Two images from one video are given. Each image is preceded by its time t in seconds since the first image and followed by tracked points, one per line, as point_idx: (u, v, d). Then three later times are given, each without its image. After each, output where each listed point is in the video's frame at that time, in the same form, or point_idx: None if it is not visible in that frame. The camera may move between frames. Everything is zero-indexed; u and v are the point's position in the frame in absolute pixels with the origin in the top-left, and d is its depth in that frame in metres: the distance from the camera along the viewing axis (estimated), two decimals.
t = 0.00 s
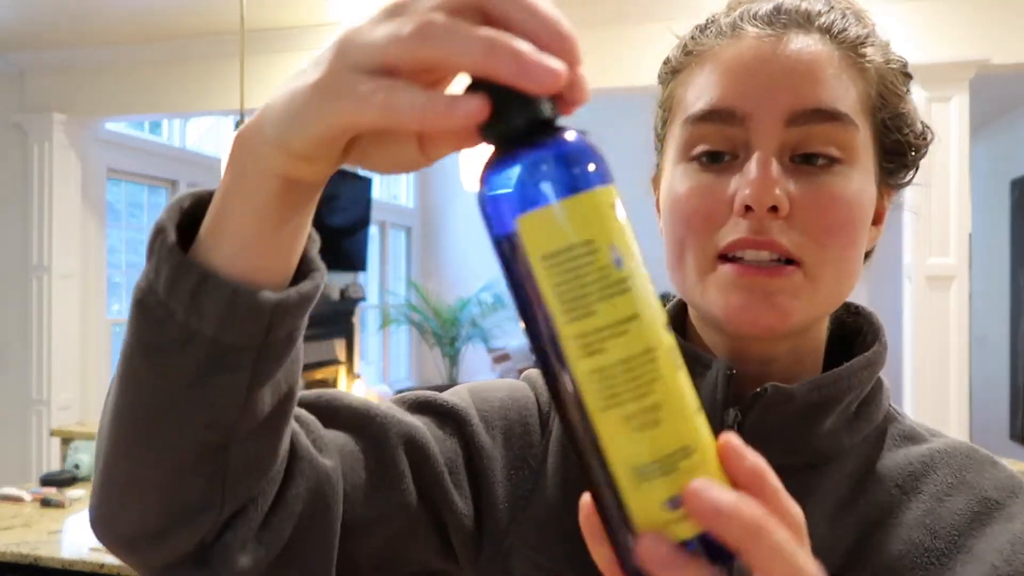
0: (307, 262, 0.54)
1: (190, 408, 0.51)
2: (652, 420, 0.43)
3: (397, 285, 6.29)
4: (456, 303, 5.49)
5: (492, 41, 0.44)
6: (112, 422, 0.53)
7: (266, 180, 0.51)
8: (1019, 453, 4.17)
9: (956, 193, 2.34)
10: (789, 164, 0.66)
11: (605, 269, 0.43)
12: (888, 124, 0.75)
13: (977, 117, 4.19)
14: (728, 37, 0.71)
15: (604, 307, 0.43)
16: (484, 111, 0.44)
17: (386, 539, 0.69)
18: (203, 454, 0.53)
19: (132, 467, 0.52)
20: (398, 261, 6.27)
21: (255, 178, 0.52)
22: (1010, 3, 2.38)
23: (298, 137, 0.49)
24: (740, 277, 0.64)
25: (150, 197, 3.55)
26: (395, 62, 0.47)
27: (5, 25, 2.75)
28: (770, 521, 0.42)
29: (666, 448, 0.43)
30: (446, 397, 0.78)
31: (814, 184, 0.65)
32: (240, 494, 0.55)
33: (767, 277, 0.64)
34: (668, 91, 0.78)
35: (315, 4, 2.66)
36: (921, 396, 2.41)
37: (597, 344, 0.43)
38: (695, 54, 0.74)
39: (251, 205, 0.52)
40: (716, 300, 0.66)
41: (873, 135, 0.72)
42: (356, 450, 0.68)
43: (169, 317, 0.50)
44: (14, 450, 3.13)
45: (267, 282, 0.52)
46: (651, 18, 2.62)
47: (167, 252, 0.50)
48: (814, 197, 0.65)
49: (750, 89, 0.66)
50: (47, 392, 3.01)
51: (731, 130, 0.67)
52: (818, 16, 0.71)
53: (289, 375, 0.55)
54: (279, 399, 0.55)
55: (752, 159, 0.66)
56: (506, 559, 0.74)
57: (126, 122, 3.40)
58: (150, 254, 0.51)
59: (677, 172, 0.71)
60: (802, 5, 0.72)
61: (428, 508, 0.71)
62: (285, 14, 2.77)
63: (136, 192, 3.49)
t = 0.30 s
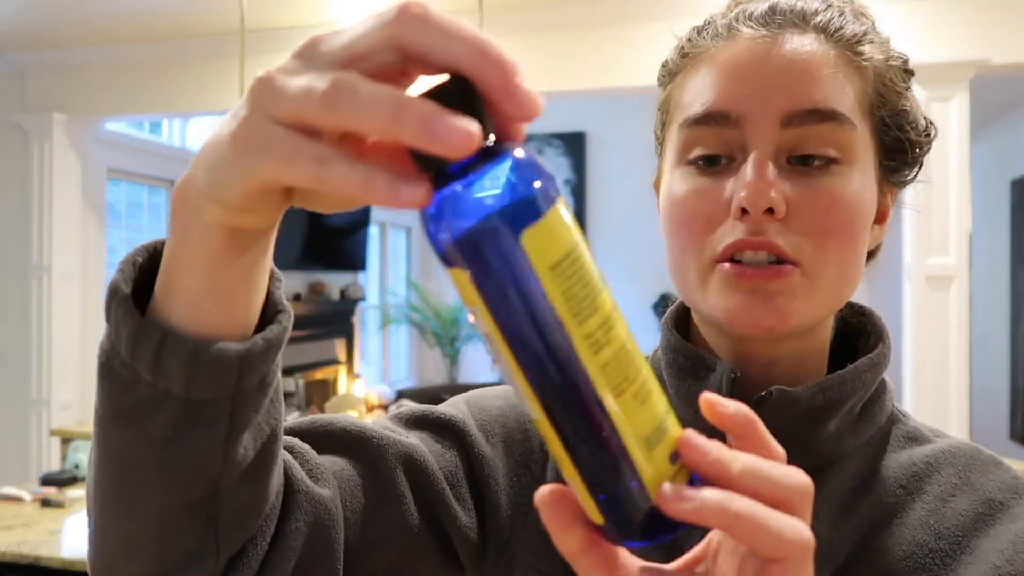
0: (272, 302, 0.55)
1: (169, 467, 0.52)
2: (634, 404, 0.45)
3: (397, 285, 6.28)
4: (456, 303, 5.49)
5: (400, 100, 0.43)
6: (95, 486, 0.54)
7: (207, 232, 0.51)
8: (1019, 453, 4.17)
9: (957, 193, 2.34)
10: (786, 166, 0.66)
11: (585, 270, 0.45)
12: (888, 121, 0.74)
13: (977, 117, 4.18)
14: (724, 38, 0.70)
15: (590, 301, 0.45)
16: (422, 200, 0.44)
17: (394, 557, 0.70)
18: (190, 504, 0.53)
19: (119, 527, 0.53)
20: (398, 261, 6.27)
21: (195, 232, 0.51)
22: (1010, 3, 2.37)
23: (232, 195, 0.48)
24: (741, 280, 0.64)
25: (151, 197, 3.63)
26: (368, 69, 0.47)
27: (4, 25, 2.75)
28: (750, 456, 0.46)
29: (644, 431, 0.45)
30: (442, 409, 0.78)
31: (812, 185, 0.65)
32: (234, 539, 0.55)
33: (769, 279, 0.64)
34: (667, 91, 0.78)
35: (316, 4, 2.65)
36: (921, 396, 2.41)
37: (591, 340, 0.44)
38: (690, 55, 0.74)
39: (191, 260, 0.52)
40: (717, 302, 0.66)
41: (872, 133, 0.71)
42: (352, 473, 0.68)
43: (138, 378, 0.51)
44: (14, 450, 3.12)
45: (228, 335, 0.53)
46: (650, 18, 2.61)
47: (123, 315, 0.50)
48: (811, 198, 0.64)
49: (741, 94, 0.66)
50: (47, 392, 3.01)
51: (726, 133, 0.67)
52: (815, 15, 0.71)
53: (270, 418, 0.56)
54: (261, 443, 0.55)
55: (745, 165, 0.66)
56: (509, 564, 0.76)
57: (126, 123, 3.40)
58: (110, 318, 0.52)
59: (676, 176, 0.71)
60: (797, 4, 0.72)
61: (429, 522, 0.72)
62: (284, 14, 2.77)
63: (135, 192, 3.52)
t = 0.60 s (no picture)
0: (296, 303, 0.55)
1: (185, 462, 0.52)
2: (603, 446, 0.45)
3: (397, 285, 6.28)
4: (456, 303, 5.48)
5: (420, 114, 0.43)
6: (113, 476, 0.53)
7: (233, 244, 0.51)
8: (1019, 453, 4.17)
9: (956, 194, 2.34)
10: (778, 175, 0.65)
11: (573, 315, 0.44)
12: (884, 124, 0.73)
13: (977, 117, 4.18)
14: (715, 46, 0.70)
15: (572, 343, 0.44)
16: (439, 208, 0.44)
17: (399, 557, 0.70)
18: (204, 500, 0.53)
19: (132, 521, 0.52)
20: (398, 262, 6.27)
21: (224, 244, 0.51)
22: (1011, 3, 2.37)
23: (256, 195, 0.49)
24: (733, 292, 0.65)
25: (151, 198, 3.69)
26: (365, 75, 0.47)
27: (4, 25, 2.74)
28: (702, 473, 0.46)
29: (604, 472, 0.45)
30: (447, 411, 0.78)
31: (801, 195, 0.65)
32: (243, 536, 0.55)
33: (760, 292, 0.64)
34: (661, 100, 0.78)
35: (316, 4, 2.65)
36: (920, 397, 2.40)
37: (570, 376, 0.44)
38: (684, 63, 0.73)
39: (215, 274, 0.52)
40: (712, 312, 0.66)
41: (867, 139, 0.71)
42: (356, 473, 0.68)
43: (161, 371, 0.51)
44: (14, 451, 3.12)
45: (254, 332, 0.53)
46: (649, 18, 2.61)
47: (151, 309, 0.51)
48: (803, 207, 0.64)
49: (733, 105, 0.66)
50: (47, 392, 3.01)
51: (717, 143, 0.67)
52: (805, 19, 0.70)
53: (286, 417, 0.56)
54: (276, 442, 0.55)
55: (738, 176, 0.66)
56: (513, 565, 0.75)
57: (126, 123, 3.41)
58: (138, 311, 0.52)
59: (671, 185, 0.71)
60: (788, 8, 0.71)
61: (433, 522, 0.72)
62: (285, 14, 2.77)
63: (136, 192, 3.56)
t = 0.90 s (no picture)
0: (301, 304, 0.55)
1: (193, 463, 0.52)
2: (618, 432, 0.45)
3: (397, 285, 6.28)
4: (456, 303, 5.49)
5: (420, 119, 0.43)
6: (122, 477, 0.53)
7: (238, 248, 0.51)
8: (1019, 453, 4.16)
9: (956, 194, 2.34)
10: (776, 177, 0.65)
11: (579, 305, 0.44)
12: (881, 125, 0.73)
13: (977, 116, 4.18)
14: (713, 49, 0.70)
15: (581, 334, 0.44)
16: (440, 208, 0.44)
17: (402, 557, 0.70)
18: (213, 500, 0.53)
19: (141, 522, 0.52)
20: (398, 262, 6.27)
21: (228, 247, 0.51)
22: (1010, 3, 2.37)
23: (263, 196, 0.49)
24: (727, 295, 0.65)
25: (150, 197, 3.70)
26: (367, 78, 0.47)
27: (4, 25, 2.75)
28: (715, 461, 0.47)
29: (620, 459, 0.45)
30: (449, 411, 0.78)
31: (800, 197, 0.65)
32: (250, 535, 0.55)
33: (755, 297, 0.64)
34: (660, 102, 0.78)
35: (316, 4, 2.65)
36: (920, 396, 2.41)
37: (580, 367, 0.44)
38: (682, 66, 0.73)
39: (220, 276, 0.52)
40: (709, 314, 0.66)
41: (864, 140, 0.71)
42: (361, 474, 0.68)
43: (170, 373, 0.51)
44: (14, 451, 3.12)
45: (257, 333, 0.53)
46: (649, 18, 2.61)
47: (160, 311, 0.51)
48: (800, 208, 0.64)
49: (731, 108, 0.66)
50: (47, 392, 3.00)
51: (715, 145, 0.67)
52: (802, 22, 0.70)
53: (292, 418, 0.56)
54: (283, 442, 0.55)
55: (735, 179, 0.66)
56: (515, 562, 0.75)
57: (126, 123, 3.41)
58: (145, 313, 0.52)
59: (670, 187, 0.71)
60: (786, 11, 0.71)
61: (436, 521, 0.72)
62: (285, 14, 2.77)
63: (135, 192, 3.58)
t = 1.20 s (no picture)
0: (309, 304, 0.56)
1: (202, 458, 0.52)
2: (617, 427, 0.45)
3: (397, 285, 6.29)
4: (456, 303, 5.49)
5: (424, 123, 0.43)
6: (131, 471, 0.54)
7: (248, 247, 0.52)
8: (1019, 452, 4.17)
9: (956, 195, 2.34)
10: (772, 184, 0.66)
11: (579, 303, 0.44)
12: (876, 132, 0.73)
13: (977, 116, 4.18)
14: (711, 57, 0.70)
15: (581, 331, 0.44)
16: (446, 209, 0.45)
17: (403, 556, 0.70)
18: (221, 495, 0.54)
19: (149, 516, 0.53)
20: (398, 262, 6.28)
21: (239, 245, 0.52)
22: (1010, 3, 2.38)
23: (274, 195, 0.49)
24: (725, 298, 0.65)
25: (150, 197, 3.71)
26: (375, 82, 0.47)
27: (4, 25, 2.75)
28: (710, 449, 0.48)
29: (618, 453, 0.45)
30: (449, 411, 0.79)
31: (797, 203, 0.65)
32: (255, 531, 0.55)
33: (752, 298, 0.65)
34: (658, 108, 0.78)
35: (315, 4, 2.65)
36: (920, 396, 2.41)
37: (580, 365, 0.44)
38: (679, 74, 0.74)
39: (229, 276, 0.52)
40: (707, 317, 0.67)
41: (859, 146, 0.71)
42: (363, 472, 0.68)
43: (181, 368, 0.51)
44: (14, 450, 3.12)
45: (267, 332, 0.53)
46: (649, 18, 2.62)
47: (173, 308, 0.51)
48: (797, 213, 0.65)
49: (728, 115, 0.66)
50: (47, 393, 3.00)
51: (713, 153, 0.67)
52: (798, 30, 0.71)
53: (298, 416, 0.56)
54: (290, 438, 0.56)
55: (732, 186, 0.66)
56: (514, 560, 0.76)
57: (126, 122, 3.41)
58: (158, 310, 0.52)
59: (668, 193, 0.71)
60: (783, 19, 0.72)
61: (437, 520, 0.72)
62: (285, 15, 2.77)
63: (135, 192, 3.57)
